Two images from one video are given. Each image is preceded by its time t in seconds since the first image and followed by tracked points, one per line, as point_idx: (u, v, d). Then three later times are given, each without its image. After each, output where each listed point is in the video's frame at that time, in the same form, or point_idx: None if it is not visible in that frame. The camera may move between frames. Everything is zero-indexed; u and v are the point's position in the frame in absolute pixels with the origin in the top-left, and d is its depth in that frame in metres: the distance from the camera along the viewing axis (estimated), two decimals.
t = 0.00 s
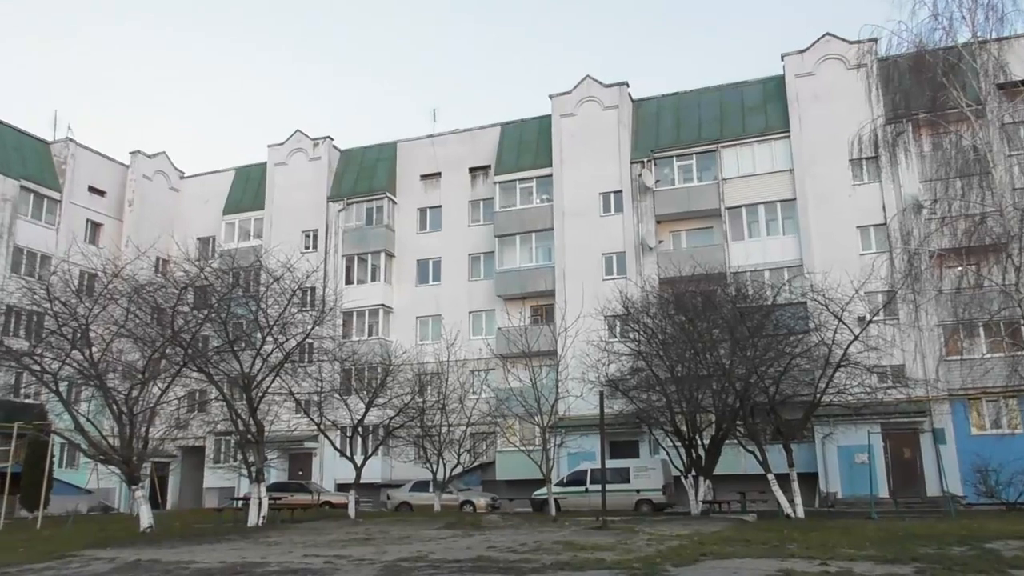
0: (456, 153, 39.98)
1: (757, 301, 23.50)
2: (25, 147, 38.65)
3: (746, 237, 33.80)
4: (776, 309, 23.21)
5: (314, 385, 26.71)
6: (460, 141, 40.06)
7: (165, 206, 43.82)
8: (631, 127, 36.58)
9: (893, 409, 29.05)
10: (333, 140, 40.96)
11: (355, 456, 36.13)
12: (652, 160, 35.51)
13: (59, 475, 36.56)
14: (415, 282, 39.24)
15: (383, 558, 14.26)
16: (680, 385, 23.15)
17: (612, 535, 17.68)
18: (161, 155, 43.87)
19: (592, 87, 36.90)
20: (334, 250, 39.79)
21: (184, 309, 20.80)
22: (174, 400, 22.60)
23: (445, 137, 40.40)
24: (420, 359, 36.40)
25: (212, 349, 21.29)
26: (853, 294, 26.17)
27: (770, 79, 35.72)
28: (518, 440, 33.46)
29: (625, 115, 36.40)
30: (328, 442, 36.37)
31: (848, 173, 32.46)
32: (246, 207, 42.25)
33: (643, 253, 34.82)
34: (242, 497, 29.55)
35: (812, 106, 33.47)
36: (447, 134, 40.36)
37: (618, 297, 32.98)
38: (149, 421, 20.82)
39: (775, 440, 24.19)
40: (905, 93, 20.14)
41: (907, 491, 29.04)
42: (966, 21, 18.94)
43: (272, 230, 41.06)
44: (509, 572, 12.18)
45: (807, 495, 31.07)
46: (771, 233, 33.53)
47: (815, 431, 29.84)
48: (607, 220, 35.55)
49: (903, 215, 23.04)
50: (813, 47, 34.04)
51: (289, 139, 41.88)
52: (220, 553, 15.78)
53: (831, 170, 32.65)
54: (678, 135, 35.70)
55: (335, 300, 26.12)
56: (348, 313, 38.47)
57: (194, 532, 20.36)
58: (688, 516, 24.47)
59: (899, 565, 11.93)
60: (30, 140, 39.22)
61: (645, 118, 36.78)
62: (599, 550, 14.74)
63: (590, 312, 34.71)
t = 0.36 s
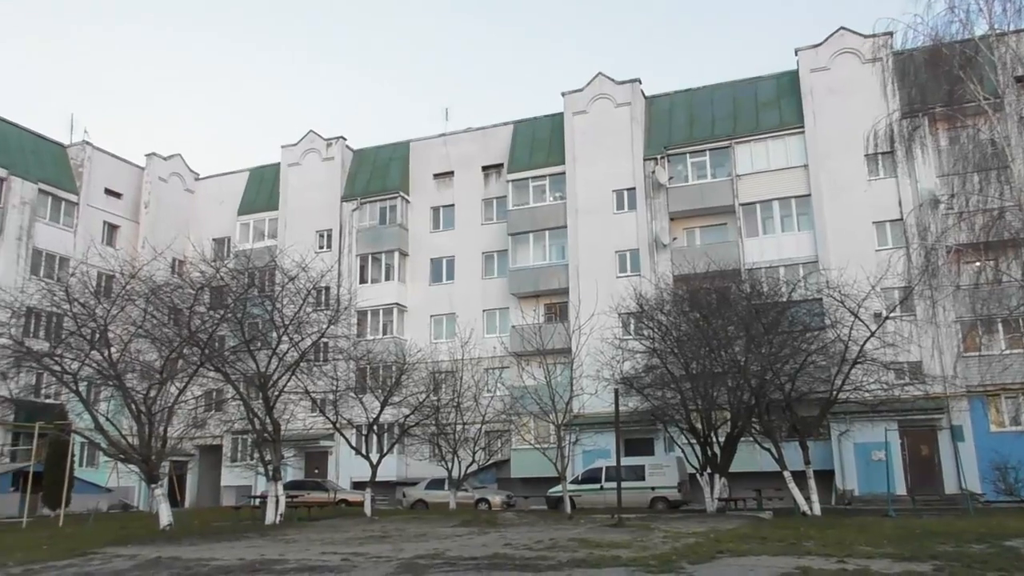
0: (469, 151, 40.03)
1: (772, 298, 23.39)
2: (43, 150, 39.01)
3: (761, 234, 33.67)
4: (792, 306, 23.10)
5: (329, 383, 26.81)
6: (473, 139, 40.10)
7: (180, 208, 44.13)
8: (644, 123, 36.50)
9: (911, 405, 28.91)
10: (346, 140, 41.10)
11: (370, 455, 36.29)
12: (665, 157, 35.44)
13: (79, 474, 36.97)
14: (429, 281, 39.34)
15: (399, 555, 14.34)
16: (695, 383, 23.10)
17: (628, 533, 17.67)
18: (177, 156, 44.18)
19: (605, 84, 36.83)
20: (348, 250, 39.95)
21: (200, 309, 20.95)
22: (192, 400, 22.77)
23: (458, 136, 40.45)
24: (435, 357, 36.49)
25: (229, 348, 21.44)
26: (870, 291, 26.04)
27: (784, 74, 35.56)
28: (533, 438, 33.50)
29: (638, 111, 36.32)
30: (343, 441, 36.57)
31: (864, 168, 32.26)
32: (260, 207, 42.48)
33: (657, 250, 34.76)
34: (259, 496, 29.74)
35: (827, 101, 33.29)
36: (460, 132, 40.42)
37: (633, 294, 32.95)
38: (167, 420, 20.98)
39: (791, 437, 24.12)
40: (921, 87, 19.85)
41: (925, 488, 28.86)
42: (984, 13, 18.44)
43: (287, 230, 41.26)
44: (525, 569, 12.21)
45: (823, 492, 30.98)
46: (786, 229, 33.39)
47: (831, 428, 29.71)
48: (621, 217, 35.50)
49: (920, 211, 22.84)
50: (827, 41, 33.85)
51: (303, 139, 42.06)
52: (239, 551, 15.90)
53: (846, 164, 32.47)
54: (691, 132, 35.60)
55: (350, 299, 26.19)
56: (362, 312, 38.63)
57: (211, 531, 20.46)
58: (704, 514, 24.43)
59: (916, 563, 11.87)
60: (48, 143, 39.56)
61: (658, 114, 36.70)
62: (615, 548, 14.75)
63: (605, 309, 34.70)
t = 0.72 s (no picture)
0: (486, 149, 40.05)
1: (792, 294, 23.21)
2: (66, 153, 39.38)
3: (781, 230, 33.45)
4: (812, 302, 22.91)
5: (349, 382, 26.91)
6: (490, 137, 40.10)
7: (200, 208, 44.46)
8: (662, 120, 36.35)
9: (934, 402, 28.60)
10: (363, 140, 41.22)
11: (390, 452, 36.43)
12: (684, 153, 35.28)
13: (103, 472, 37.37)
14: (447, 279, 39.41)
15: (421, 553, 14.39)
16: (714, 380, 22.98)
17: (648, 530, 17.61)
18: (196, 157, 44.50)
19: (622, 81, 36.74)
20: (366, 248, 40.09)
21: (221, 308, 21.09)
22: (213, 398, 22.95)
23: (475, 134, 40.47)
24: (454, 355, 36.56)
25: (249, 348, 21.58)
26: (892, 286, 25.79)
27: (803, 69, 35.29)
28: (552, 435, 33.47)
29: (655, 108, 36.18)
30: (363, 439, 36.73)
31: (885, 162, 31.95)
32: (279, 207, 42.72)
33: (676, 247, 34.61)
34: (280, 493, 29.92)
35: (847, 95, 33.00)
36: (477, 131, 40.43)
37: (651, 291, 32.84)
38: (189, 419, 21.16)
39: (812, 434, 23.95)
40: (942, 80, 19.32)
41: (948, 486, 28.55)
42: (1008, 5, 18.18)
43: (306, 230, 41.46)
44: (545, 567, 12.20)
45: (845, 489, 30.77)
46: (806, 225, 33.17)
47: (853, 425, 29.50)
48: (639, 214, 35.40)
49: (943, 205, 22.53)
50: (846, 35, 33.56)
51: (321, 139, 42.25)
52: (262, 548, 16.02)
53: (866, 159, 32.19)
54: (709, 128, 35.41)
55: (368, 298, 26.25)
56: (381, 311, 38.78)
57: (234, 528, 20.59)
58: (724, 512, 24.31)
59: (941, 561, 11.75)
60: (70, 145, 39.90)
61: (676, 111, 36.53)
62: (635, 545, 14.72)
63: (623, 306, 34.63)
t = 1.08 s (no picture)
0: (503, 146, 40.04)
1: (812, 289, 23.00)
2: (88, 153, 39.77)
3: (800, 224, 33.21)
4: (833, 297, 22.72)
5: (368, 379, 27.03)
6: (508, 134, 40.08)
7: (220, 207, 44.78)
8: (680, 115, 36.16)
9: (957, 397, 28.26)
10: (381, 138, 41.31)
11: (409, 449, 36.57)
12: (702, 148, 35.09)
13: (127, 469, 37.81)
14: (464, 276, 39.47)
15: (440, 549, 14.44)
16: (734, 376, 22.85)
17: (668, 527, 17.57)
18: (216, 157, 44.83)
19: (639, 76, 36.58)
20: (384, 246, 40.23)
21: (241, 306, 21.23)
22: (234, 396, 23.14)
23: (492, 131, 40.45)
24: (472, 352, 36.63)
25: (269, 346, 21.72)
26: (914, 281, 25.51)
27: (823, 62, 34.97)
28: (570, 432, 33.46)
29: (673, 103, 36.01)
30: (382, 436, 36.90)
31: (906, 155, 31.61)
32: (297, 206, 42.96)
33: (694, 243, 34.43)
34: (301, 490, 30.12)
35: (868, 88, 32.69)
36: (494, 127, 40.42)
37: (670, 287, 32.71)
38: (211, 416, 21.35)
39: (833, 430, 23.78)
40: (964, 72, 18.85)
41: (972, 482, 28.22)
42: None
43: (324, 228, 41.66)
44: (564, 563, 12.19)
45: (867, 486, 30.56)
46: (826, 220, 32.91)
47: (874, 421, 29.27)
48: (657, 210, 35.27)
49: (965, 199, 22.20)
50: (867, 27, 33.21)
51: (339, 138, 42.41)
52: (283, 544, 16.14)
53: (888, 153, 31.87)
54: (728, 123, 35.19)
55: (387, 295, 26.28)
56: (399, 308, 38.94)
57: (257, 525, 20.80)
58: (745, 508, 24.21)
59: (965, 558, 11.62)
60: (92, 146, 40.31)
61: (694, 105, 36.33)
62: (655, 542, 14.67)
63: (642, 302, 34.54)
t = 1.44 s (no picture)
0: (521, 141, 39.97)
1: (833, 282, 22.78)
2: (109, 151, 40.11)
3: (821, 217, 32.93)
4: (854, 291, 22.51)
5: (387, 374, 27.12)
6: (526, 128, 40.00)
7: (240, 204, 45.06)
8: (698, 108, 35.94)
9: (981, 391, 27.94)
10: (398, 133, 41.38)
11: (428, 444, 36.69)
12: (721, 141, 34.88)
13: (149, 464, 38.21)
14: (483, 271, 39.50)
15: (460, 543, 14.48)
16: (754, 371, 22.69)
17: (688, 522, 17.51)
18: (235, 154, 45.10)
19: (657, 69, 36.37)
20: (403, 242, 40.32)
21: (261, 302, 21.36)
22: (255, 391, 23.32)
23: (510, 125, 40.40)
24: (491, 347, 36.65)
25: (289, 341, 21.83)
26: (937, 274, 25.22)
27: (843, 53, 34.61)
28: (589, 426, 33.44)
29: (692, 96, 35.79)
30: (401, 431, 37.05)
31: (929, 147, 31.25)
32: (316, 202, 43.15)
33: (714, 236, 34.25)
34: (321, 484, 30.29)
35: (889, 79, 32.31)
36: (512, 122, 40.37)
37: (689, 281, 32.56)
38: (232, 411, 21.51)
39: (855, 424, 23.60)
40: (990, 61, 18.36)
41: (997, 477, 27.93)
42: None
43: (343, 223, 41.80)
44: (584, 558, 12.18)
45: (889, 481, 30.33)
46: (847, 213, 32.62)
47: (897, 415, 29.09)
48: (676, 203, 35.10)
49: (990, 190, 21.85)
50: (888, 18, 32.83)
51: (357, 133, 42.53)
52: (304, 538, 16.24)
53: (910, 145, 31.52)
54: (747, 115, 34.95)
55: (406, 290, 26.32)
56: (418, 303, 39.04)
57: (279, 519, 20.97)
58: (765, 503, 24.10)
59: (989, 554, 11.50)
60: (114, 145, 40.67)
61: (712, 98, 36.09)
62: (675, 537, 14.62)
63: (661, 297, 34.42)
